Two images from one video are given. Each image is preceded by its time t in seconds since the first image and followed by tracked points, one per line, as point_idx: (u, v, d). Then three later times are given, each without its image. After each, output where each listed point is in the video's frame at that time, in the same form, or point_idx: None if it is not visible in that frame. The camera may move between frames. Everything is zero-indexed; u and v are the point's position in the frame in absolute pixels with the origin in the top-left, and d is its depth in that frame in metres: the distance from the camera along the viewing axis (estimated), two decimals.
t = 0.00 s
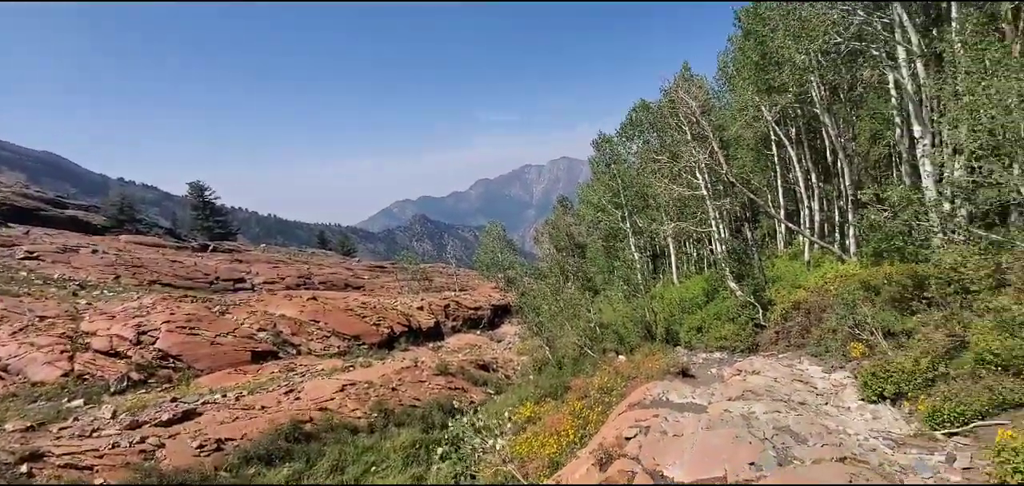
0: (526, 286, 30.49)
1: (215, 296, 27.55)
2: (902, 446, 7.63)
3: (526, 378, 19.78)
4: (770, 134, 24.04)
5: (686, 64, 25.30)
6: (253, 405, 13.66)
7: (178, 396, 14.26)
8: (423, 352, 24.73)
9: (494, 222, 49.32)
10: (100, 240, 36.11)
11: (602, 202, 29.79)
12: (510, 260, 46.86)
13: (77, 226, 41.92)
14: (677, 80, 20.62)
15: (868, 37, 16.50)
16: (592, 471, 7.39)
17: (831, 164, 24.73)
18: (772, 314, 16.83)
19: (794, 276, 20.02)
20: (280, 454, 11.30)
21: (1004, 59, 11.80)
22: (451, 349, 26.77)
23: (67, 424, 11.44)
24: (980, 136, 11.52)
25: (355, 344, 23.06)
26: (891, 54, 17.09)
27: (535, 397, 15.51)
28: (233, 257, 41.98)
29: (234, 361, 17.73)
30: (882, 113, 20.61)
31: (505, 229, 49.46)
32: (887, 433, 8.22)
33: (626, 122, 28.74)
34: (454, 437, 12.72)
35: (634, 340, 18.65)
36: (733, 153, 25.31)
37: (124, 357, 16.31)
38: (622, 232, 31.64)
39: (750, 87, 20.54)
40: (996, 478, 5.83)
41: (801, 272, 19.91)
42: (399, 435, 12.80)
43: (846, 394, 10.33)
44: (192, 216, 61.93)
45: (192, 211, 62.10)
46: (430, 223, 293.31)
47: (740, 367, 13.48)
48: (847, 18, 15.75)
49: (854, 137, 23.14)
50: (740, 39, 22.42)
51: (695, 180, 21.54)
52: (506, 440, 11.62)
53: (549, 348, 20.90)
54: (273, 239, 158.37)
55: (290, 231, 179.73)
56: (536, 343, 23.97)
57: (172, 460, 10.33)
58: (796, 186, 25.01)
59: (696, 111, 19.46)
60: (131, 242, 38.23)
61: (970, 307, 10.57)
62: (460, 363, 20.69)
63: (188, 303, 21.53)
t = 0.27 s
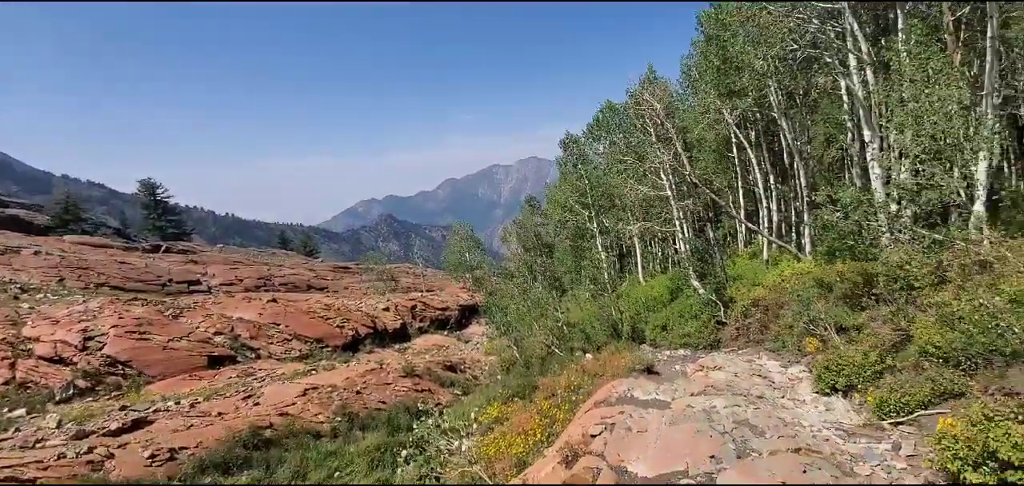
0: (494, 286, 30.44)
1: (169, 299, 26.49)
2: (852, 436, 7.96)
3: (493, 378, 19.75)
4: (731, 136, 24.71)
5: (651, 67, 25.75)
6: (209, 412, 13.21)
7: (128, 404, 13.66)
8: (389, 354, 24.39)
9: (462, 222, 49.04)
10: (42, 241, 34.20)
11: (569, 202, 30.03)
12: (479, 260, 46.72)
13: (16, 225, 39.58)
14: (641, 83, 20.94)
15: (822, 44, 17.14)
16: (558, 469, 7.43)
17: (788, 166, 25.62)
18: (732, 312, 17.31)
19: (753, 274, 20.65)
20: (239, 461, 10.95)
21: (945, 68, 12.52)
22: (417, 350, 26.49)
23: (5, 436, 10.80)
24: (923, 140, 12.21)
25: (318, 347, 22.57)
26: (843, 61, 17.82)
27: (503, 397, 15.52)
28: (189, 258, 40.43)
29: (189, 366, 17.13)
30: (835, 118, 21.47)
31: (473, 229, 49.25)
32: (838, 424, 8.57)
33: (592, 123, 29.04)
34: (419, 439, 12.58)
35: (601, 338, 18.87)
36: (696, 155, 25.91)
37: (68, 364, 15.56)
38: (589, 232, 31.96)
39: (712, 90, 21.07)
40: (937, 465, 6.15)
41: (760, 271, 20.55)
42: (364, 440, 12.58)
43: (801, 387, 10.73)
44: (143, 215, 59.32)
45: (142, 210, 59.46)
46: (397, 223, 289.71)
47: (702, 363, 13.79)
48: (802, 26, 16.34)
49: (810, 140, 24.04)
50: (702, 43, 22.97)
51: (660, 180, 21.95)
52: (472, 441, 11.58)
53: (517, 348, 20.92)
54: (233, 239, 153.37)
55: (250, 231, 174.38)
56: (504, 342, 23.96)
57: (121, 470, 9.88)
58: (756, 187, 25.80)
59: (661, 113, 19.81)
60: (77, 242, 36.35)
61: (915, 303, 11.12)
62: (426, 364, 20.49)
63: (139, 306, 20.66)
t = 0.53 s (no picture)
0: (478, 286, 30.39)
1: (145, 300, 25.97)
2: (830, 431, 8.14)
3: (478, 378, 19.73)
4: (714, 138, 25.03)
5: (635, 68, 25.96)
6: (188, 416, 13.01)
7: (104, 407, 13.40)
8: (373, 355, 24.23)
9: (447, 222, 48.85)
10: (12, 240, 33.28)
11: (554, 202, 30.12)
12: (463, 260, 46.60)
13: None
14: (626, 84, 21.12)
15: (802, 49, 17.45)
16: (543, 467, 7.47)
17: (769, 167, 26.03)
18: (714, 311, 17.55)
19: (735, 273, 20.96)
20: (218, 465, 10.80)
21: (919, 73, 12.88)
22: (401, 351, 26.35)
23: None
24: (898, 143, 12.56)
25: (300, 348, 22.33)
26: (822, 65, 18.20)
27: (487, 397, 15.53)
28: (166, 259, 39.66)
29: (167, 369, 16.85)
30: (814, 121, 21.89)
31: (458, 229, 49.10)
32: (816, 419, 8.75)
33: (577, 123, 29.18)
34: (403, 440, 12.53)
35: (585, 338, 18.94)
36: (680, 156, 26.20)
37: (41, 368, 15.21)
38: (573, 232, 32.10)
39: (695, 93, 21.35)
40: (910, 458, 6.32)
41: (741, 270, 20.87)
42: (346, 441, 12.49)
43: (781, 385, 10.93)
44: (118, 214, 57.98)
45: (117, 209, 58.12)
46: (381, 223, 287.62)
47: (685, 362, 13.95)
48: (782, 31, 16.63)
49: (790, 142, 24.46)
50: (685, 45, 23.24)
51: (643, 181, 22.17)
52: (456, 442, 11.57)
53: (502, 348, 20.93)
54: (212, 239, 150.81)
55: (230, 231, 171.63)
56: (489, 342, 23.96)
57: (97, 475, 9.68)
58: (737, 188, 26.18)
59: (645, 114, 19.97)
60: (49, 242, 35.43)
61: (889, 302, 11.40)
62: (410, 365, 20.40)
63: (114, 308, 20.26)
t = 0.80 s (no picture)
0: (467, 286, 30.32)
1: (128, 300, 25.58)
2: (814, 428, 8.24)
3: (467, 378, 19.68)
4: (702, 138, 25.22)
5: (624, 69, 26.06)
6: (171, 417, 12.86)
7: (85, 409, 13.20)
8: (360, 355, 24.08)
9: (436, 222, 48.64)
10: None
11: (543, 202, 30.15)
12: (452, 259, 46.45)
13: None
14: (615, 85, 21.21)
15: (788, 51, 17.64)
16: (530, 465, 7.49)
17: (756, 168, 26.29)
18: (702, 310, 17.69)
19: (722, 273, 21.14)
20: (202, 466, 10.68)
21: (902, 76, 13.10)
22: (389, 351, 26.22)
23: None
24: (881, 144, 12.76)
25: (286, 348, 22.13)
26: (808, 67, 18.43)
27: (476, 396, 15.51)
28: (150, 258, 39.10)
29: (150, 370, 16.63)
30: (800, 122, 22.15)
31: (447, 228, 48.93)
32: (801, 416, 8.86)
33: (567, 123, 29.23)
34: (391, 440, 12.47)
35: (574, 337, 18.98)
36: (668, 156, 26.36)
37: (20, 369, 14.93)
38: (563, 232, 32.15)
39: (683, 94, 21.52)
40: (891, 454, 6.43)
41: (728, 270, 21.06)
42: (333, 442, 12.40)
43: (767, 383, 11.05)
44: (100, 212, 57.04)
45: (99, 207, 57.16)
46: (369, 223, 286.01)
47: (672, 361, 14.04)
48: (769, 33, 16.80)
49: (777, 144, 24.72)
50: (674, 46, 23.40)
51: (632, 181, 22.29)
52: (444, 442, 11.54)
53: (491, 348, 20.89)
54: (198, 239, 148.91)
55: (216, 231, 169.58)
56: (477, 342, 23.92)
57: (77, 477, 9.54)
58: (725, 189, 26.40)
59: (634, 115, 20.05)
60: (28, 241, 34.77)
61: (873, 301, 11.57)
62: (399, 365, 20.30)
63: (96, 308, 19.98)
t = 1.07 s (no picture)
0: (448, 285, 30.22)
1: (96, 298, 24.88)
2: (786, 424, 8.43)
3: (446, 377, 19.61)
4: (682, 140, 25.54)
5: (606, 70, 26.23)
6: (141, 418, 12.57)
7: (50, 410, 12.83)
8: (338, 355, 23.83)
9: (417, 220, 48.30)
10: None
11: (525, 201, 30.20)
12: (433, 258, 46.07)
13: None
14: (597, 85, 21.35)
15: (765, 55, 17.98)
16: (509, 462, 7.50)
17: (733, 170, 26.74)
18: (681, 309, 17.93)
19: (700, 273, 21.43)
20: (174, 467, 10.47)
21: (873, 82, 13.48)
22: (367, 350, 25.99)
23: None
24: (854, 148, 13.12)
25: (261, 348, 21.79)
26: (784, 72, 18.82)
27: (455, 395, 15.47)
28: (120, 255, 38.07)
29: (119, 370, 16.23)
30: (777, 126, 22.61)
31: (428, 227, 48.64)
32: (773, 413, 9.06)
33: (549, 123, 29.32)
34: (368, 439, 12.35)
35: (554, 337, 19.07)
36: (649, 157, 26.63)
37: None
38: (544, 231, 32.27)
39: (664, 96, 21.76)
40: (858, 448, 6.59)
41: (706, 270, 21.38)
42: (310, 442, 12.25)
43: (742, 380, 11.25)
44: (67, 208, 55.30)
45: (66, 202, 55.41)
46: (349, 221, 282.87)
47: (650, 359, 14.21)
48: (747, 37, 17.10)
49: (754, 146, 25.16)
50: (655, 49, 23.64)
51: (613, 181, 22.49)
52: (423, 440, 11.49)
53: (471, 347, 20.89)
54: (171, 236, 145.40)
55: (190, 228, 165.85)
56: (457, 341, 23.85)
57: (42, 480, 9.27)
58: (704, 190, 26.79)
59: (615, 115, 20.21)
60: None
61: (843, 300, 11.87)
62: (377, 364, 20.13)
63: (62, 306, 19.42)
